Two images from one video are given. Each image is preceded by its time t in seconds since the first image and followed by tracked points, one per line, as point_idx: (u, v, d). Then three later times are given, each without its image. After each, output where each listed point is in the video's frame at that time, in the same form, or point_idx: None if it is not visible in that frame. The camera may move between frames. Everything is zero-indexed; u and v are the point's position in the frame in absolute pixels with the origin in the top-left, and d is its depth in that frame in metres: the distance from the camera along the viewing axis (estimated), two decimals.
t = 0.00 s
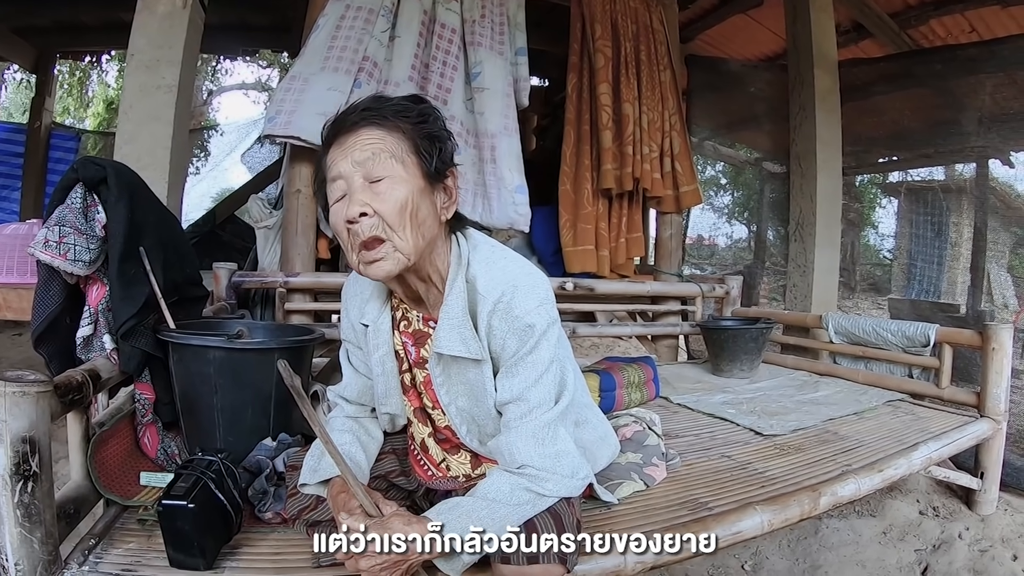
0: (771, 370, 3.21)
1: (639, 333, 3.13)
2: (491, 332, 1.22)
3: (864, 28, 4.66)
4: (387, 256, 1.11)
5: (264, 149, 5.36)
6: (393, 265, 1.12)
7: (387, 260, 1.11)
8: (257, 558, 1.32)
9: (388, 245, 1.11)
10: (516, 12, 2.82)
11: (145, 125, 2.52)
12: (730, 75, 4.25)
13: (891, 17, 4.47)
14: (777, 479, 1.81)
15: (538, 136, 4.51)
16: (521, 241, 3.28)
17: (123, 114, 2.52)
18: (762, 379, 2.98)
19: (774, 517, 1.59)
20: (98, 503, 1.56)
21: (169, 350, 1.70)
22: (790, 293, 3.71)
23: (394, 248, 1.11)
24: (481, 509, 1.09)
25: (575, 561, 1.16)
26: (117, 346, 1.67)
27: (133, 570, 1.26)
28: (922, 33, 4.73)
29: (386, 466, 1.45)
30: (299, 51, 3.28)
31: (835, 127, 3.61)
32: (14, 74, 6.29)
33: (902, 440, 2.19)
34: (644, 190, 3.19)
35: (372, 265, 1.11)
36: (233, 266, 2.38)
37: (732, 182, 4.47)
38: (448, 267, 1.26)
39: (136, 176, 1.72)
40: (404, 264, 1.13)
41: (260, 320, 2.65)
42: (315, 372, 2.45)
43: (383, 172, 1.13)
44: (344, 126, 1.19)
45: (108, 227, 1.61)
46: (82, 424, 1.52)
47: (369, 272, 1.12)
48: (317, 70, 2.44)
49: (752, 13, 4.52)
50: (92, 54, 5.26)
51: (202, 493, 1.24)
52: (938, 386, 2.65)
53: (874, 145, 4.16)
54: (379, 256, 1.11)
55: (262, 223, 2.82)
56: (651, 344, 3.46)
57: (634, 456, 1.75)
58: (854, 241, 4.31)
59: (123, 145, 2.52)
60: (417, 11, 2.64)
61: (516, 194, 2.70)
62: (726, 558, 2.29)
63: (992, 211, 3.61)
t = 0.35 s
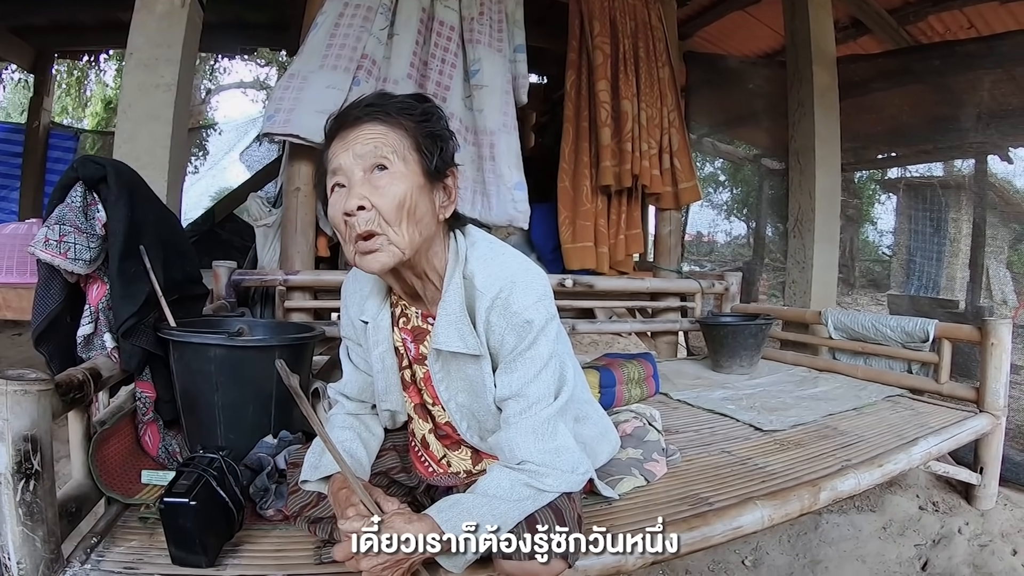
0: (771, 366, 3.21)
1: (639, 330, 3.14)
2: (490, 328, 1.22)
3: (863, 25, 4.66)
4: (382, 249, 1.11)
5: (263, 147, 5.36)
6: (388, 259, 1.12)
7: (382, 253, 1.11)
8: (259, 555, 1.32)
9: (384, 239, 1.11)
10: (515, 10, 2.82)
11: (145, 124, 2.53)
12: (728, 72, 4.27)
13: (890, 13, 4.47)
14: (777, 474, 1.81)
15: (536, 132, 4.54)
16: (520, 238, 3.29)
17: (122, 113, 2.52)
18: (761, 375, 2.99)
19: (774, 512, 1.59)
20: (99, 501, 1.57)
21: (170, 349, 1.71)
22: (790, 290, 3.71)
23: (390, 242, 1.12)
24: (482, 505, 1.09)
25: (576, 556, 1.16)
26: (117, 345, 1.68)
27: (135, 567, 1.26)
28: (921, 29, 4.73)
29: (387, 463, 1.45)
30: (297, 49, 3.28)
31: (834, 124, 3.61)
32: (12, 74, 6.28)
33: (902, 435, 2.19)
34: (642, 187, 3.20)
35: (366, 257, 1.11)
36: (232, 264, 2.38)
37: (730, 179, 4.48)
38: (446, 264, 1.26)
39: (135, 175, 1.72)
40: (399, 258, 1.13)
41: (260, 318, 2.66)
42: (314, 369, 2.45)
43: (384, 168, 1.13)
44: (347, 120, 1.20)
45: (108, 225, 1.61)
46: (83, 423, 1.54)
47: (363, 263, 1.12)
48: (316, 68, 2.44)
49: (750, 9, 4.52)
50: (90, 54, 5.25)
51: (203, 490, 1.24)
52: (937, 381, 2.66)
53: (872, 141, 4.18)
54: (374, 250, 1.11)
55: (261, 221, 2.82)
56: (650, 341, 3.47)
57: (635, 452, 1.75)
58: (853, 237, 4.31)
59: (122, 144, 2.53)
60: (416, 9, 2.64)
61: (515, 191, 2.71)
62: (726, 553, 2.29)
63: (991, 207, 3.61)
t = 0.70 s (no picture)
0: (772, 363, 3.21)
1: (640, 327, 3.13)
2: (494, 324, 1.22)
3: (863, 21, 4.66)
4: (385, 245, 1.12)
5: (263, 147, 5.34)
6: (392, 255, 1.12)
7: (386, 250, 1.12)
8: (260, 554, 1.32)
9: (386, 235, 1.11)
10: (514, 7, 2.82)
11: (145, 123, 2.53)
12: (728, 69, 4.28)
13: (890, 10, 4.46)
14: (778, 470, 1.81)
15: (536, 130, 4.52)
16: (520, 236, 3.29)
17: (122, 112, 2.52)
18: (762, 372, 2.99)
19: (776, 509, 1.59)
20: (100, 501, 1.56)
21: (171, 348, 1.70)
22: (790, 286, 3.71)
23: (393, 238, 1.12)
24: (484, 503, 1.09)
25: (578, 554, 1.15)
26: (118, 344, 1.68)
27: (137, 567, 1.26)
28: (921, 26, 4.73)
29: (388, 461, 1.44)
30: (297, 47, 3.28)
31: (834, 121, 3.60)
32: (11, 75, 6.28)
33: (903, 432, 2.19)
34: (643, 184, 3.19)
35: (370, 253, 1.12)
36: (233, 263, 2.38)
37: (731, 176, 4.46)
38: (450, 261, 1.26)
39: (135, 174, 1.72)
40: (403, 254, 1.13)
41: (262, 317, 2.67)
42: (315, 367, 2.45)
43: (386, 163, 1.13)
44: (347, 116, 1.19)
45: (108, 225, 1.61)
46: (83, 422, 1.54)
47: (367, 260, 1.12)
48: (316, 67, 2.44)
49: (750, 6, 4.51)
50: (89, 54, 5.25)
51: (204, 489, 1.24)
52: (939, 377, 2.66)
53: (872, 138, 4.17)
54: (378, 246, 1.11)
55: (261, 220, 2.81)
56: (651, 338, 3.47)
57: (636, 449, 1.75)
58: (854, 234, 4.30)
59: (122, 143, 2.53)
60: (415, 7, 2.64)
61: (515, 189, 2.71)
62: (729, 550, 2.28)
63: (992, 204, 3.60)
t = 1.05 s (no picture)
0: (773, 362, 3.21)
1: (641, 326, 3.13)
2: (495, 325, 1.22)
3: (864, 20, 4.65)
4: (384, 243, 1.11)
5: (263, 146, 5.33)
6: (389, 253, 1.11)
7: (384, 248, 1.11)
8: (262, 554, 1.32)
9: (386, 233, 1.11)
10: (515, 6, 2.81)
11: (145, 123, 2.53)
12: (729, 67, 4.29)
13: (890, 8, 4.46)
14: (779, 470, 1.81)
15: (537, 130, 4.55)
16: (521, 235, 3.29)
17: (122, 112, 2.52)
18: (763, 371, 2.99)
19: (777, 508, 1.59)
20: (102, 501, 1.56)
21: (172, 348, 1.70)
22: (791, 285, 3.71)
23: (392, 236, 1.11)
24: (485, 503, 1.09)
25: (579, 554, 1.15)
26: (119, 344, 1.68)
27: (139, 567, 1.26)
28: (921, 24, 4.73)
29: (389, 461, 1.45)
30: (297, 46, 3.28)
31: (835, 119, 3.60)
32: (12, 75, 6.29)
33: (904, 431, 2.19)
34: (644, 183, 3.19)
35: (367, 251, 1.11)
36: (234, 263, 2.38)
37: (731, 175, 4.46)
38: (451, 262, 1.26)
39: (136, 173, 1.71)
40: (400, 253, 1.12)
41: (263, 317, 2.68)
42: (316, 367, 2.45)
43: (390, 162, 1.13)
44: (355, 113, 1.20)
45: (109, 224, 1.61)
46: (85, 422, 1.53)
47: (364, 258, 1.12)
48: (316, 66, 2.44)
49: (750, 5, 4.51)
50: (89, 54, 5.25)
51: (206, 489, 1.24)
52: (940, 376, 2.66)
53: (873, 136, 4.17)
54: (376, 244, 1.11)
55: (262, 220, 2.81)
56: (652, 337, 3.47)
57: (637, 448, 1.75)
58: (855, 233, 4.30)
59: (122, 143, 2.53)
60: (416, 6, 2.64)
61: (516, 188, 2.71)
62: (730, 550, 2.28)
63: (992, 203, 3.60)
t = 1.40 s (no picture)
0: (772, 363, 3.21)
1: (640, 327, 3.13)
2: (496, 326, 1.22)
3: (864, 20, 4.65)
4: (388, 233, 1.10)
5: (263, 147, 5.34)
6: (392, 243, 1.10)
7: (387, 236, 1.10)
8: (262, 555, 1.32)
9: (391, 222, 1.10)
10: (515, 7, 2.81)
11: (145, 123, 2.53)
12: (729, 68, 4.28)
13: (890, 9, 4.46)
14: (779, 471, 1.82)
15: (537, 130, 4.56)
16: (521, 235, 3.29)
17: (123, 113, 2.52)
18: (763, 372, 2.99)
19: (777, 510, 1.59)
20: (102, 502, 1.56)
21: (172, 349, 1.70)
22: (791, 286, 3.72)
23: (397, 227, 1.10)
24: (484, 504, 1.09)
25: (578, 555, 1.15)
26: (119, 345, 1.68)
27: (139, 568, 1.26)
28: (921, 25, 4.73)
29: (389, 463, 1.44)
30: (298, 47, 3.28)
31: (835, 120, 3.60)
32: (12, 74, 6.29)
33: (903, 432, 2.19)
34: (644, 183, 3.19)
35: (370, 238, 1.10)
36: (233, 264, 2.38)
37: (731, 175, 4.47)
38: (452, 262, 1.26)
39: (136, 175, 1.72)
40: (403, 244, 1.11)
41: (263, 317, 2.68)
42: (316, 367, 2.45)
43: (402, 154, 1.13)
44: (372, 107, 1.21)
45: (109, 226, 1.61)
46: (85, 423, 1.53)
47: (366, 245, 1.10)
48: (316, 67, 2.44)
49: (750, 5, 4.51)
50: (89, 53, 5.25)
51: (206, 491, 1.24)
52: (939, 378, 2.66)
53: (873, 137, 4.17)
54: (380, 233, 1.10)
55: (262, 220, 2.81)
56: (652, 338, 3.47)
57: (637, 450, 1.75)
58: (855, 234, 4.30)
59: (122, 143, 2.53)
60: (416, 7, 2.64)
61: (516, 188, 2.71)
62: (729, 551, 2.28)
63: (992, 204, 3.60)
